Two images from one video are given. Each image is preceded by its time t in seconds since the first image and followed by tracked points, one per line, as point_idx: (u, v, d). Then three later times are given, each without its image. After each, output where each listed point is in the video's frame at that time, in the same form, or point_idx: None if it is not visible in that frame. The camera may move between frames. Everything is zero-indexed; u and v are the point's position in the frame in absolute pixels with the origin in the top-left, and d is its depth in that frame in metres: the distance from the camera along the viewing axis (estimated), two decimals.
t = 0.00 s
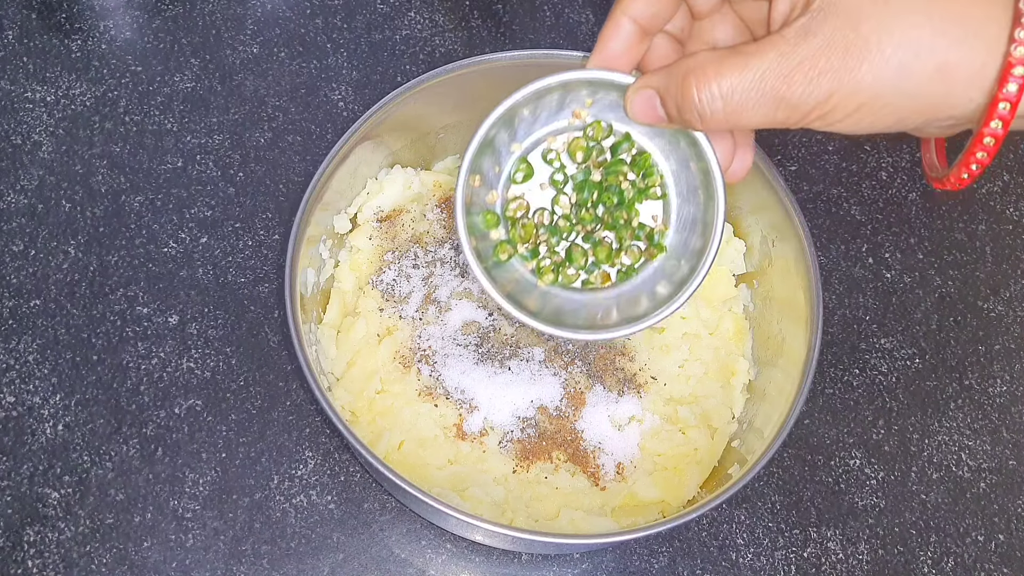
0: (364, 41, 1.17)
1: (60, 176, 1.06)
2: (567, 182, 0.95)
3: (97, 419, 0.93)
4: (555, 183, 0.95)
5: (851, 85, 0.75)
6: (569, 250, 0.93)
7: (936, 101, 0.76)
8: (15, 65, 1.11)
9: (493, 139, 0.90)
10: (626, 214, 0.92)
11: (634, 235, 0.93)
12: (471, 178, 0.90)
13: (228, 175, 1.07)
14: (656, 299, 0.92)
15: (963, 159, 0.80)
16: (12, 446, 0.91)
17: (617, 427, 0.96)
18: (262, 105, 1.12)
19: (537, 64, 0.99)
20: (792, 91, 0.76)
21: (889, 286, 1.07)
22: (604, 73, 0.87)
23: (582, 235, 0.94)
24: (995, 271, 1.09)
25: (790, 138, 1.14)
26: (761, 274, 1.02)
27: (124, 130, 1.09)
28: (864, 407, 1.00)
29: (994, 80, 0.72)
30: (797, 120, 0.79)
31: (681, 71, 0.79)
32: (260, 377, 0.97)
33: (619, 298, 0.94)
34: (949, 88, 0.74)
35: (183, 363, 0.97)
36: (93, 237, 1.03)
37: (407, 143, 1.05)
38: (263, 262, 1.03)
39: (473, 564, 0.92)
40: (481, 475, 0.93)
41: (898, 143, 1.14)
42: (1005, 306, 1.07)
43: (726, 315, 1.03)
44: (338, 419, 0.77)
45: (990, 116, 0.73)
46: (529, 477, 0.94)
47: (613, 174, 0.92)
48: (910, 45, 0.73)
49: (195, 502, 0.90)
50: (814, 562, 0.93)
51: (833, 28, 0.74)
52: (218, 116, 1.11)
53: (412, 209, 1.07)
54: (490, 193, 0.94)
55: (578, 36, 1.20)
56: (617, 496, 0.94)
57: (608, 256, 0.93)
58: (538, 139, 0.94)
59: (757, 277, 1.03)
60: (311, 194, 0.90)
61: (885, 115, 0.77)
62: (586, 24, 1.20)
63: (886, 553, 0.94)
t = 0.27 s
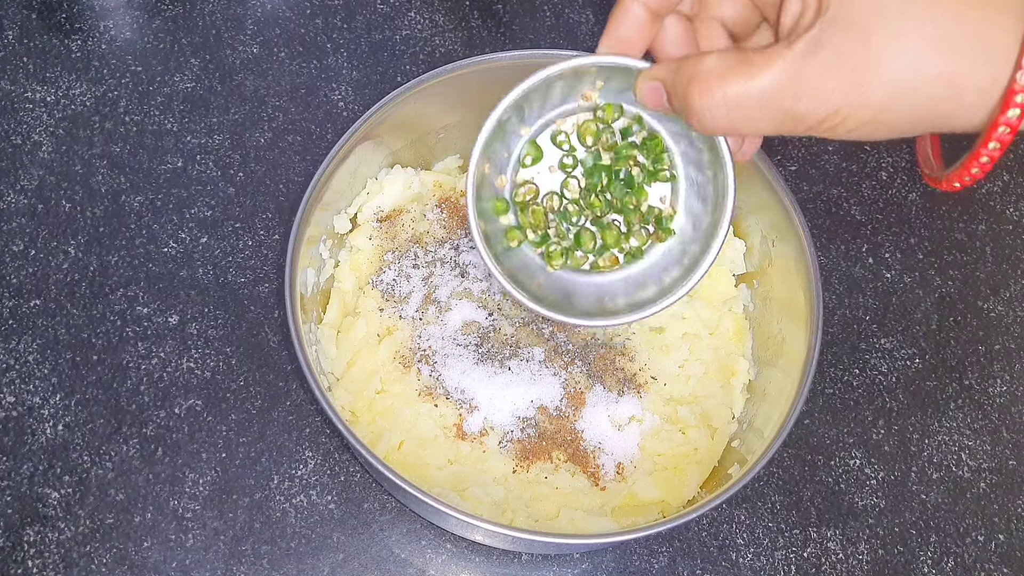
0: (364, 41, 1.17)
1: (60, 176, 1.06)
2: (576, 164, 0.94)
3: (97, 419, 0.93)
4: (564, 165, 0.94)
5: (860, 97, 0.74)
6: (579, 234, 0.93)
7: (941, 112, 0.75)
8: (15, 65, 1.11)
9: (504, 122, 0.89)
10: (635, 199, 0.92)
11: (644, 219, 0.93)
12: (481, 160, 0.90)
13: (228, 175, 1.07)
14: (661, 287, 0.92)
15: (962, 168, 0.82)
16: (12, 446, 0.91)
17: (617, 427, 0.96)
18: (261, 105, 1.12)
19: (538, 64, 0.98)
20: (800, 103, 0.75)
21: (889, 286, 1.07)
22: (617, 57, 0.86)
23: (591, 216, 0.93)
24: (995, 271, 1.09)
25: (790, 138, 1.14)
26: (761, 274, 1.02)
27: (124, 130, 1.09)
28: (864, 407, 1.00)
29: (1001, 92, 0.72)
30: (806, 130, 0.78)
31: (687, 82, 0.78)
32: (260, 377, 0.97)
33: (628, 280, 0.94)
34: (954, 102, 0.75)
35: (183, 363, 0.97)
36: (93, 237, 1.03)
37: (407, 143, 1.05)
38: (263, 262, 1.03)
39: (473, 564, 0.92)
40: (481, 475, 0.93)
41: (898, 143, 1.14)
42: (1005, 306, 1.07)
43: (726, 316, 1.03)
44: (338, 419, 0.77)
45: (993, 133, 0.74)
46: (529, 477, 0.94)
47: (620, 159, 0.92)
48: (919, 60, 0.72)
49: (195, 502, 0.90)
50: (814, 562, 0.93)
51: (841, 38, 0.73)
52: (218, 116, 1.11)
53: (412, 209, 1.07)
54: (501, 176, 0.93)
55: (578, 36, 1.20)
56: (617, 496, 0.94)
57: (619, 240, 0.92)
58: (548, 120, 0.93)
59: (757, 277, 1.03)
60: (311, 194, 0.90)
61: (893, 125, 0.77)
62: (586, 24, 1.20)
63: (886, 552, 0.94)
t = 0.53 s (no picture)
0: (364, 41, 1.17)
1: (60, 176, 1.06)
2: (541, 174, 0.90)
3: (98, 419, 0.93)
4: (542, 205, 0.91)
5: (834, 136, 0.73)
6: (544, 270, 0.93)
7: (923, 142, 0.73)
8: (15, 65, 1.11)
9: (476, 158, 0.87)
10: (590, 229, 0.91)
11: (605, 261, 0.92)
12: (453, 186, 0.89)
13: (228, 174, 1.07)
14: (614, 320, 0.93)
15: (931, 202, 0.77)
16: (12, 446, 0.91)
17: (617, 427, 0.96)
18: (261, 105, 1.12)
19: (540, 65, 0.99)
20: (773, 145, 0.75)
21: (889, 286, 1.07)
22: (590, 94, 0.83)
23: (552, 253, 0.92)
24: (995, 271, 1.09)
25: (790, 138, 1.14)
26: (761, 274, 1.02)
27: (124, 130, 1.09)
28: (864, 407, 1.01)
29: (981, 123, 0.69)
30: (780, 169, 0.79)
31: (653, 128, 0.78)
32: (260, 377, 0.97)
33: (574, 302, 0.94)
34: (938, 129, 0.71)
35: (183, 362, 0.97)
36: (93, 237, 1.03)
37: (407, 143, 1.05)
38: (263, 262, 1.03)
39: (473, 564, 0.92)
40: (481, 475, 0.93)
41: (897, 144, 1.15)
42: (1005, 306, 1.07)
43: (726, 316, 1.04)
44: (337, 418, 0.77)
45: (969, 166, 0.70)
46: (529, 477, 0.94)
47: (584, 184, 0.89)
48: (894, 93, 0.69)
49: (195, 502, 0.90)
50: (815, 562, 0.92)
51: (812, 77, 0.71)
52: (219, 116, 1.11)
53: (413, 209, 1.07)
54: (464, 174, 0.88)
55: (578, 37, 1.19)
56: (617, 496, 0.93)
57: (575, 279, 0.93)
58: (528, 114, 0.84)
59: (757, 277, 1.03)
60: (312, 194, 0.90)
61: (873, 159, 0.76)
62: (586, 24, 1.20)
63: (887, 553, 0.94)
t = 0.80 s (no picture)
0: (364, 41, 1.17)
1: (60, 176, 1.06)
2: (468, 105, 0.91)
3: (98, 419, 0.93)
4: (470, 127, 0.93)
5: (744, 111, 0.80)
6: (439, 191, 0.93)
7: (825, 131, 0.82)
8: (14, 65, 1.11)
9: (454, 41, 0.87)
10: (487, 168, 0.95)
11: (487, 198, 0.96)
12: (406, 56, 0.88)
13: (228, 174, 1.07)
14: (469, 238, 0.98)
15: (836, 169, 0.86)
16: (12, 446, 0.91)
17: (617, 427, 0.97)
18: (261, 104, 1.12)
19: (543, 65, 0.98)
20: (685, 108, 0.82)
21: (889, 286, 1.07)
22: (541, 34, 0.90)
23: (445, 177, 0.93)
24: (995, 272, 1.09)
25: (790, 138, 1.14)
26: (761, 274, 1.02)
27: (124, 130, 1.09)
28: (864, 407, 1.00)
29: (882, 122, 0.79)
30: (678, 135, 0.87)
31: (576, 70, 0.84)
32: (260, 377, 0.97)
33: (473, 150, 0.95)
34: (845, 119, 0.80)
35: (183, 362, 0.97)
36: (93, 237, 1.03)
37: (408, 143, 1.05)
38: (263, 262, 1.03)
39: (473, 564, 0.92)
40: (481, 475, 0.93)
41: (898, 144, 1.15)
42: (1005, 306, 1.07)
43: (726, 316, 1.03)
44: (337, 418, 0.77)
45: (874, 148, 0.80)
46: (529, 477, 0.94)
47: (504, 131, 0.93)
48: (826, 62, 0.75)
49: (195, 502, 0.90)
50: (814, 562, 0.92)
51: (741, 53, 0.78)
52: (219, 116, 1.11)
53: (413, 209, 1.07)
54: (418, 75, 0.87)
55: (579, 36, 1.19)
56: (617, 496, 0.93)
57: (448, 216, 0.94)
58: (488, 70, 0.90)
59: (757, 277, 1.03)
60: (311, 194, 0.91)
61: (785, 132, 0.82)
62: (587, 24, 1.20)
63: (887, 553, 0.94)
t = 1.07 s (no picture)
0: (364, 41, 1.17)
1: (60, 176, 1.06)
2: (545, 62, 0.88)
3: (98, 419, 0.93)
4: (530, 93, 0.89)
5: (833, 65, 0.86)
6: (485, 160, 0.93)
7: (903, 88, 0.88)
8: (15, 65, 1.11)
9: None
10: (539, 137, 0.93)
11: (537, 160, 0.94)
12: (499, 6, 0.90)
13: (228, 175, 1.07)
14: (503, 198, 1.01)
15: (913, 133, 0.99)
16: (12, 446, 0.91)
17: (617, 427, 0.97)
18: (261, 105, 1.12)
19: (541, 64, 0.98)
20: (775, 60, 0.86)
21: (889, 286, 1.07)
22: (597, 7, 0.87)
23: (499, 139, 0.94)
24: (995, 272, 1.09)
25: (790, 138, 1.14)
26: (762, 274, 1.02)
27: (124, 130, 1.09)
28: (864, 407, 1.01)
29: (961, 83, 0.86)
30: (756, 87, 0.91)
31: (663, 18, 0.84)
32: (260, 377, 0.97)
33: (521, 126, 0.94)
34: (928, 75, 0.86)
35: (183, 362, 0.97)
36: (93, 237, 1.03)
37: (407, 143, 1.05)
38: (263, 262, 1.03)
39: (473, 564, 0.92)
40: (481, 475, 0.93)
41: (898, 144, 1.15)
42: (1005, 306, 1.07)
43: (726, 316, 1.03)
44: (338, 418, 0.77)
45: (953, 110, 0.90)
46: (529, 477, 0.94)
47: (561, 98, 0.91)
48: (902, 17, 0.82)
49: (195, 502, 0.90)
50: (814, 562, 0.92)
51: (833, 12, 0.84)
52: (219, 116, 1.11)
53: (412, 208, 1.07)
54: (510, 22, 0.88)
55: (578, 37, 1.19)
56: (617, 496, 0.93)
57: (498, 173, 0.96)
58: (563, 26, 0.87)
59: (758, 277, 1.03)
60: (311, 195, 0.91)
61: (883, 85, 0.89)
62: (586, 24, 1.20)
63: (887, 553, 0.94)
